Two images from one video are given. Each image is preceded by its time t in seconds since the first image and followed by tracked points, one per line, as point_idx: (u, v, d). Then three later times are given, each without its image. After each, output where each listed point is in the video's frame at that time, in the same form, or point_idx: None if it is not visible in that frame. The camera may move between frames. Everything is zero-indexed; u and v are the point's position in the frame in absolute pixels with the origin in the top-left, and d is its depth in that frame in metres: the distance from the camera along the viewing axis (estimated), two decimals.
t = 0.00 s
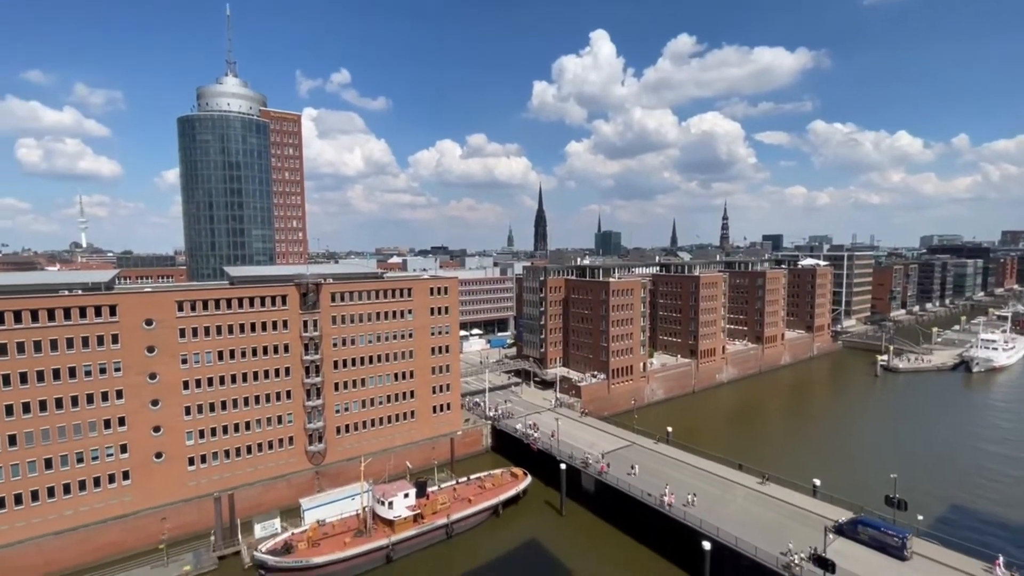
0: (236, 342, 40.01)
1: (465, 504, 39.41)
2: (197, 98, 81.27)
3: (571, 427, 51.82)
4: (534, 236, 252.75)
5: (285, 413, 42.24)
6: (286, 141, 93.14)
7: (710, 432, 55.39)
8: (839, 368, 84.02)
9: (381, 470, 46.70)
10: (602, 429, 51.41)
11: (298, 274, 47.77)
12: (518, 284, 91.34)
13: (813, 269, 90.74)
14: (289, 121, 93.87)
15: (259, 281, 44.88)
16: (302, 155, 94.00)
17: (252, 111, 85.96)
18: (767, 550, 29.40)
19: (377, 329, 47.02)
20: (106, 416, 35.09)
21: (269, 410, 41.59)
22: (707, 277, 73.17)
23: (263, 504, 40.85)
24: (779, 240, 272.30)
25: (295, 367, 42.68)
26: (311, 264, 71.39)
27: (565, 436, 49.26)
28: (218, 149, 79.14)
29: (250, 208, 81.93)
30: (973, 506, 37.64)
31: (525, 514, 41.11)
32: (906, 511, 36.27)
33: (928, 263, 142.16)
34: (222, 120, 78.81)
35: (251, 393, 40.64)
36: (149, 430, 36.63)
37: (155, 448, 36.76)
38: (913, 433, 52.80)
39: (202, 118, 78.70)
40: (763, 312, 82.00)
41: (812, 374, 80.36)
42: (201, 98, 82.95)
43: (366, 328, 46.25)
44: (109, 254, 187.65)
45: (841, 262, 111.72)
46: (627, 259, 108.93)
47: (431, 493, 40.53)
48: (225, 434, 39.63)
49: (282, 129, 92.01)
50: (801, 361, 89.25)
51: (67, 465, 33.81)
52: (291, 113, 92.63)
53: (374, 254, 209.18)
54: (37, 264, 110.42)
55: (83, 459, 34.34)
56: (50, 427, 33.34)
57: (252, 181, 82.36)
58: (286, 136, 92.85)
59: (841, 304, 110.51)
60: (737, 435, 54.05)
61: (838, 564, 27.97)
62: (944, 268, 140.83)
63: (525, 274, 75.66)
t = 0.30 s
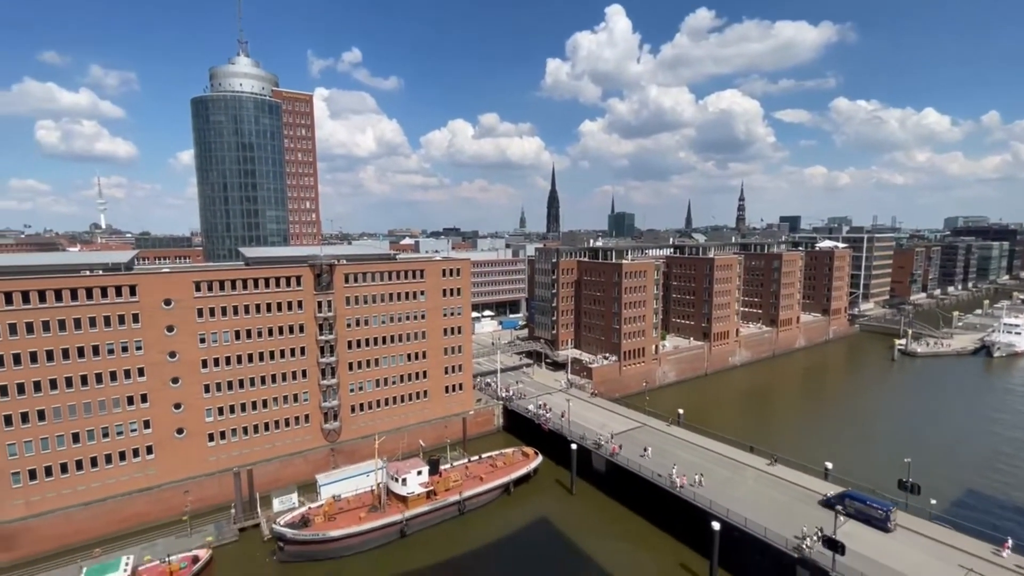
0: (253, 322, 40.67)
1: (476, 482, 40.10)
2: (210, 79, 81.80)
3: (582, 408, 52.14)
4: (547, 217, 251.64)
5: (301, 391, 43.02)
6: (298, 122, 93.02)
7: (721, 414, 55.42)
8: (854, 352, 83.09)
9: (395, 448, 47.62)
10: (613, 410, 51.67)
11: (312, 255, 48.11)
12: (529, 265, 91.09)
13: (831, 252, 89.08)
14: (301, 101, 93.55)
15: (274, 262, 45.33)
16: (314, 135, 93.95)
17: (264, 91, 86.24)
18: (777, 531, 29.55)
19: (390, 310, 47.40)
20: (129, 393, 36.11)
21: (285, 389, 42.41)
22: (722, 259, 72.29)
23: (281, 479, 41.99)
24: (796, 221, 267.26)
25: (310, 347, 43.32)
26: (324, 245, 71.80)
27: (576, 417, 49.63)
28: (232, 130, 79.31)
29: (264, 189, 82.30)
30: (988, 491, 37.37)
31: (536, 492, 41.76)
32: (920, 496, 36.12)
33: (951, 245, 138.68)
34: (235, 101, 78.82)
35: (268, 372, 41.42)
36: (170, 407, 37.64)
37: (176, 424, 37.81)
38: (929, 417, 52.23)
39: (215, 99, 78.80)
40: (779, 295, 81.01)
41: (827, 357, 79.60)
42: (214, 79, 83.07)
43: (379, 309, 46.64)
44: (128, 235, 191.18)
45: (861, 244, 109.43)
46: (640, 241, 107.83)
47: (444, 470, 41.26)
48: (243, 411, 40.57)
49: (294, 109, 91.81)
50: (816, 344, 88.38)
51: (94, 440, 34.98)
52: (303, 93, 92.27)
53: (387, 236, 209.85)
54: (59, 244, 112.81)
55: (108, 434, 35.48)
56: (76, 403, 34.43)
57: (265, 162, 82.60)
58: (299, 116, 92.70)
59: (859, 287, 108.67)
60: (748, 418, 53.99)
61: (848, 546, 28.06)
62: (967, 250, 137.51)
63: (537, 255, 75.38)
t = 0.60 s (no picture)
0: (262, 301, 41.03)
1: (484, 459, 40.76)
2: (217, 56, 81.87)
3: (589, 387, 52.50)
4: (555, 196, 249.91)
5: (311, 370, 43.58)
6: (304, 100, 92.29)
7: (728, 394, 55.60)
8: (864, 332, 82.58)
9: (404, 425, 48.44)
10: (619, 389, 52.00)
11: (320, 235, 48.16)
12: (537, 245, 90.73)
13: (844, 231, 87.79)
14: (306, 79, 92.61)
15: (282, 242, 45.47)
16: (320, 114, 93.28)
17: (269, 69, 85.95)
18: (782, 509, 29.81)
19: (398, 290, 47.57)
20: (143, 370, 36.80)
21: (296, 367, 42.97)
22: (732, 239, 71.52)
23: (293, 455, 42.94)
24: (808, 201, 263.32)
25: (319, 327, 43.74)
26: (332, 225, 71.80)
27: (583, 395, 50.01)
28: (238, 109, 78.86)
29: (271, 169, 82.09)
30: (995, 471, 37.54)
31: (543, 470, 42.35)
32: (926, 476, 36.29)
33: (967, 225, 136.10)
34: (241, 79, 78.23)
35: (278, 351, 41.97)
36: (184, 384, 38.36)
37: (189, 402, 38.54)
38: (938, 399, 52.05)
39: (221, 77, 78.21)
40: (789, 275, 80.28)
41: (836, 338, 79.25)
42: (219, 56, 82.42)
43: (387, 289, 46.82)
44: (140, 215, 192.75)
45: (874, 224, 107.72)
46: (649, 221, 106.63)
47: (452, 448, 41.94)
48: (254, 389, 41.25)
49: (299, 87, 90.98)
50: (825, 325, 87.90)
51: (111, 416, 35.83)
52: (308, 70, 91.27)
53: (394, 216, 209.68)
54: (70, 224, 113.89)
55: (125, 411, 36.31)
56: (92, 380, 35.18)
57: (272, 141, 82.19)
58: (304, 94, 91.86)
59: (871, 267, 107.36)
60: (755, 398, 54.15)
61: (852, 524, 28.29)
62: (984, 229, 135.05)
63: (545, 236, 74.98)
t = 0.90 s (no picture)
0: (267, 281, 41.16)
1: (487, 435, 41.33)
2: (214, 31, 80.32)
3: (592, 365, 52.83)
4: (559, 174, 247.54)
5: (316, 348, 43.96)
6: (303, 77, 90.93)
7: (730, 372, 55.94)
8: (868, 311, 82.45)
9: (408, 402, 49.06)
10: (622, 367, 52.33)
11: (322, 214, 47.97)
12: (540, 224, 90.19)
13: (850, 209, 86.81)
14: (305, 54, 91.01)
15: (285, 221, 45.35)
16: (320, 90, 92.01)
17: (268, 44, 84.38)
18: (781, 485, 30.23)
19: (402, 269, 47.60)
20: (150, 349, 37.18)
21: (301, 346, 43.35)
22: (737, 216, 70.88)
23: (300, 431, 43.67)
24: (815, 177, 259.89)
25: (323, 306, 43.95)
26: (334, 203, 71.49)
27: (586, 373, 50.38)
28: (237, 85, 77.74)
29: (272, 147, 81.33)
30: (994, 448, 37.88)
31: (546, 446, 42.95)
32: (925, 452, 36.63)
33: (976, 202, 134.21)
34: (239, 55, 76.91)
35: (284, 330, 42.29)
36: (191, 362, 38.80)
37: (197, 379, 39.06)
38: (940, 377, 52.15)
39: (219, 52, 76.88)
40: (793, 253, 79.81)
41: (839, 316, 79.19)
42: (216, 31, 81.02)
43: (391, 268, 46.87)
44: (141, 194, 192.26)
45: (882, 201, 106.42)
46: (654, 198, 105.71)
47: (455, 424, 42.53)
48: (260, 367, 41.70)
49: (298, 62, 89.49)
50: (829, 303, 87.75)
51: (120, 393, 36.37)
52: (307, 45, 89.63)
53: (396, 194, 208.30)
54: (74, 204, 113.94)
55: (134, 388, 36.83)
56: (101, 358, 35.60)
57: (272, 118, 81.22)
58: (303, 70, 90.40)
59: (877, 245, 106.54)
60: (758, 376, 54.46)
61: (850, 499, 28.74)
62: (993, 206, 133.19)
63: (548, 214, 74.48)
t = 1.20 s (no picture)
0: (267, 261, 41.10)
1: (488, 413, 41.82)
2: (206, 5, 78.37)
3: (592, 343, 53.15)
4: (559, 150, 244.74)
5: (317, 328, 44.15)
6: (298, 52, 89.14)
7: (729, 349, 56.37)
8: (869, 288, 82.54)
9: (410, 380, 49.51)
10: (622, 345, 52.64)
11: (321, 193, 47.58)
12: (541, 202, 89.58)
13: (853, 185, 86.02)
14: (300, 28, 89.05)
15: (283, 200, 45.02)
16: (316, 66, 90.34)
17: (261, 18, 82.41)
18: (777, 459, 30.72)
19: (401, 248, 47.46)
20: (152, 329, 37.35)
21: (302, 325, 43.52)
22: (738, 194, 70.29)
23: (303, 410, 44.19)
24: (818, 154, 257.13)
25: (324, 286, 43.97)
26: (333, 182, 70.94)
27: (586, 352, 50.71)
28: (231, 62, 76.28)
29: (268, 125, 80.23)
30: (988, 424, 38.37)
31: (546, 423, 43.49)
32: (921, 427, 37.13)
33: (980, 178, 132.91)
34: (232, 30, 75.24)
35: (284, 310, 42.40)
36: (193, 342, 39.01)
37: (200, 359, 39.35)
38: (938, 354, 52.51)
39: (211, 28, 75.21)
40: (795, 231, 79.43)
41: (840, 293, 79.32)
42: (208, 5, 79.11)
43: (391, 248, 46.74)
44: (139, 173, 191.06)
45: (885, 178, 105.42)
46: (655, 175, 104.64)
47: (457, 402, 43.03)
48: (262, 347, 41.93)
49: (293, 37, 87.62)
50: (829, 281, 87.78)
51: (124, 373, 36.68)
52: (301, 19, 87.63)
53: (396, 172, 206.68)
54: (71, 184, 113.29)
55: (137, 368, 37.12)
56: (104, 338, 35.81)
57: (268, 95, 79.93)
58: (298, 45, 88.53)
59: (879, 223, 105.98)
60: (757, 353, 54.87)
61: (845, 473, 29.22)
62: (998, 182, 131.96)
63: (548, 192, 73.87)
